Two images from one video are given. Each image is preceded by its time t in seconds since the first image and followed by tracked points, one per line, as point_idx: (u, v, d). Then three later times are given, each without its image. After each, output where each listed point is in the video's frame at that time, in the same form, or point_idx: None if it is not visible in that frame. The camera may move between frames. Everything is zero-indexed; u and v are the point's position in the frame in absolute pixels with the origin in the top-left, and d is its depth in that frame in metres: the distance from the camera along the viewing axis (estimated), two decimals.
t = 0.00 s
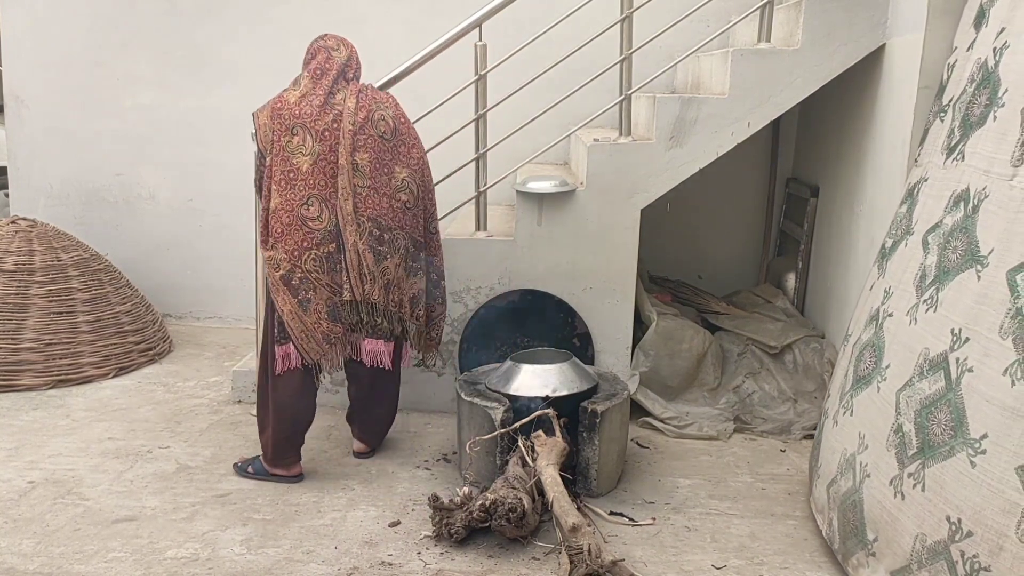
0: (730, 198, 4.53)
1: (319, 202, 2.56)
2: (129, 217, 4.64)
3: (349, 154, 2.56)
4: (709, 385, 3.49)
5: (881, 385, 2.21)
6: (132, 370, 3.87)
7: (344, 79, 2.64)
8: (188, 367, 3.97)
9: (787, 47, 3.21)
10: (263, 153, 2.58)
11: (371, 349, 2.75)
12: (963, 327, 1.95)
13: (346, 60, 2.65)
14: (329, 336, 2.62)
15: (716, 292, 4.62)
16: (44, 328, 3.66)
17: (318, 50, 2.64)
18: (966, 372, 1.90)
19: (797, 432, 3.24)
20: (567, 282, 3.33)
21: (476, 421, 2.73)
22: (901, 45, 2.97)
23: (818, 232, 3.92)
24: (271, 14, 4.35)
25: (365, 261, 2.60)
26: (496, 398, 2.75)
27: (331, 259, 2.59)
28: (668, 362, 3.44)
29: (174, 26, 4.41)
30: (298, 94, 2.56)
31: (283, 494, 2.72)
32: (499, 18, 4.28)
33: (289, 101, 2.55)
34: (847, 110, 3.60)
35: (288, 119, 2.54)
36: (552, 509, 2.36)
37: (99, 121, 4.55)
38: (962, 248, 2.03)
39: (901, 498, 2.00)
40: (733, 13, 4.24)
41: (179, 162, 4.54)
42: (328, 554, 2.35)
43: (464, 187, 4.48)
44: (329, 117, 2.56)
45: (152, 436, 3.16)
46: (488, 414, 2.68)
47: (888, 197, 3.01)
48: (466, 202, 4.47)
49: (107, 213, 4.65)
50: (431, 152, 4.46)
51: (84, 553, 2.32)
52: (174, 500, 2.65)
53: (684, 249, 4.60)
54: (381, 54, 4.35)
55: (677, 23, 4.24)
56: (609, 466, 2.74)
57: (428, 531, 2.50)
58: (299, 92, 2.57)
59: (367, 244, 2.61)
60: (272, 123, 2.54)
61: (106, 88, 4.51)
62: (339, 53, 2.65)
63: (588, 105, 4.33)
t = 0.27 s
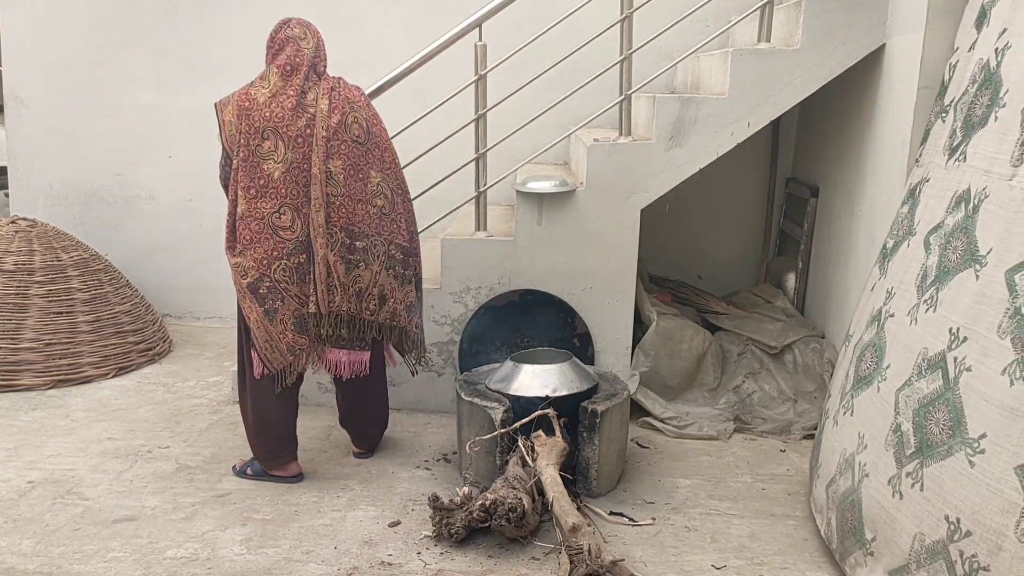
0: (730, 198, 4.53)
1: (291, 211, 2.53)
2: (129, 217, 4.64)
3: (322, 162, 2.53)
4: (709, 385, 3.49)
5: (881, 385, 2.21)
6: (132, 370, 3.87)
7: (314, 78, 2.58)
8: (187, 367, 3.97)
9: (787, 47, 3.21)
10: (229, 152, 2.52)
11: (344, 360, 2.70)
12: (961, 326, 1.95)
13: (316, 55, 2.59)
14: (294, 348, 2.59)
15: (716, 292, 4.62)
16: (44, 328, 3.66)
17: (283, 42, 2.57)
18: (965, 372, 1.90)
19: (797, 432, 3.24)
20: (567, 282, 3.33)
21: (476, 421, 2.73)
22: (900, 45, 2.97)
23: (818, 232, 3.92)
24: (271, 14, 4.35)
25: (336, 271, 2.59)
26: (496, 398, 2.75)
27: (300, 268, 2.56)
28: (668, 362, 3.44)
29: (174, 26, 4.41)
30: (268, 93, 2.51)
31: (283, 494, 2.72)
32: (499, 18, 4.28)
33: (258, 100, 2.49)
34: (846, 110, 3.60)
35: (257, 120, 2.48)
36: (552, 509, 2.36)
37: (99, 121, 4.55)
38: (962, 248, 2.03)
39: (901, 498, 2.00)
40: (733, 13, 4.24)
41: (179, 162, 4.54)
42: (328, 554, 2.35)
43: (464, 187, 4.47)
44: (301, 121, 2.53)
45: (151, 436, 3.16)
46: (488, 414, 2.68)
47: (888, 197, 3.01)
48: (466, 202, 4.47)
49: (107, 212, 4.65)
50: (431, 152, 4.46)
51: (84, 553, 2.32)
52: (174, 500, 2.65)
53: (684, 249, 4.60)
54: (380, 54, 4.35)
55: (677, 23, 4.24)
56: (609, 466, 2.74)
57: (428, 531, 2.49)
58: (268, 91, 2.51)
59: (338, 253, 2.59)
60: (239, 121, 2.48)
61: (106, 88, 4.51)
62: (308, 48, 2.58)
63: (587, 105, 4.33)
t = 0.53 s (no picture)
0: (730, 199, 4.53)
1: (282, 217, 2.52)
2: (129, 217, 4.64)
3: (311, 167, 2.53)
4: (710, 385, 3.49)
5: (882, 385, 2.21)
6: (132, 370, 3.87)
7: (296, 78, 2.56)
8: (188, 367, 3.97)
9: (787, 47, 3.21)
10: (212, 155, 2.47)
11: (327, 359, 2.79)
12: (961, 326, 1.95)
13: (295, 51, 2.58)
14: (284, 355, 2.59)
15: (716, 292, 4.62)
16: (44, 328, 3.66)
17: (261, 40, 2.53)
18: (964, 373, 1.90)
19: (797, 432, 3.24)
20: (567, 282, 3.33)
21: (476, 421, 2.73)
22: (900, 45, 2.97)
23: (818, 232, 3.92)
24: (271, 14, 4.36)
25: (325, 275, 2.61)
26: (496, 398, 2.75)
27: (289, 274, 2.56)
28: (668, 362, 3.44)
29: (174, 26, 4.41)
30: (254, 94, 2.47)
31: (284, 494, 2.72)
32: (499, 18, 4.28)
33: (242, 101, 2.45)
34: (846, 110, 3.60)
35: (243, 124, 2.44)
36: (552, 509, 2.36)
37: (99, 122, 4.55)
38: (963, 248, 2.03)
39: (900, 498, 2.00)
40: (733, 13, 4.24)
41: (179, 162, 4.54)
42: (328, 554, 2.35)
43: (464, 187, 4.48)
44: (288, 125, 2.51)
45: (152, 436, 3.16)
46: (488, 414, 2.68)
47: (888, 197, 3.01)
48: (466, 202, 4.47)
49: (107, 212, 4.65)
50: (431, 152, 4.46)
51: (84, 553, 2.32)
52: (174, 500, 2.65)
53: (685, 249, 4.60)
54: (380, 54, 4.35)
55: (677, 23, 4.24)
56: (609, 466, 2.74)
57: (428, 531, 2.49)
58: (252, 92, 2.48)
59: (325, 257, 2.62)
60: (224, 124, 2.44)
61: (106, 87, 4.51)
62: (287, 45, 2.56)
63: (587, 105, 4.33)
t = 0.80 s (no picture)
0: (730, 199, 4.53)
1: (282, 219, 2.53)
2: (129, 217, 4.64)
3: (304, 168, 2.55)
4: (710, 385, 3.49)
5: (885, 385, 2.20)
6: (132, 370, 3.87)
7: (284, 76, 2.53)
8: (188, 367, 3.97)
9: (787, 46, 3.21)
10: (208, 160, 2.43)
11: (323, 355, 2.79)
12: (961, 326, 1.95)
13: (278, 47, 2.56)
14: (294, 356, 2.62)
15: (716, 292, 4.62)
16: (44, 328, 3.66)
17: (245, 37, 2.50)
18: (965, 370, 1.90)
19: (797, 432, 3.24)
20: (567, 282, 3.33)
21: (476, 421, 2.73)
22: (900, 45, 2.97)
23: (818, 232, 3.92)
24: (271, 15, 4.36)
25: (325, 273, 2.64)
26: (496, 398, 2.75)
27: (293, 276, 2.58)
28: (668, 362, 3.44)
29: (174, 26, 4.41)
30: (246, 95, 2.44)
31: (284, 494, 2.72)
32: (498, 18, 4.28)
33: (236, 104, 2.42)
34: (846, 110, 3.60)
35: (239, 128, 2.42)
36: (552, 509, 2.36)
37: (99, 122, 4.55)
38: (963, 248, 2.03)
39: (901, 498, 2.00)
40: (733, 13, 4.24)
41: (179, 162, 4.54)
42: (328, 554, 2.35)
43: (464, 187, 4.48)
44: (283, 127, 2.50)
45: (152, 436, 3.15)
46: (488, 414, 2.68)
47: (888, 197, 3.01)
48: (466, 202, 4.47)
49: (107, 213, 4.65)
50: (431, 152, 4.46)
51: (84, 553, 2.32)
52: (174, 500, 2.65)
53: (685, 249, 4.60)
54: (380, 54, 4.35)
55: (677, 23, 4.24)
56: (609, 466, 2.74)
57: (428, 531, 2.49)
58: (244, 93, 2.44)
59: (323, 255, 2.64)
60: (218, 127, 2.41)
61: (106, 87, 4.51)
62: (272, 43, 2.54)
63: (587, 105, 4.33)
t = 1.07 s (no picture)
0: (729, 199, 4.54)
1: (266, 219, 2.58)
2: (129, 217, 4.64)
3: (278, 161, 2.61)
4: (710, 385, 3.49)
5: (887, 388, 2.24)
6: (132, 370, 3.85)
7: (267, 72, 2.38)
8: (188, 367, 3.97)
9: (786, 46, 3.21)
10: (194, 165, 2.21)
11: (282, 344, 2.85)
12: (964, 327, 1.99)
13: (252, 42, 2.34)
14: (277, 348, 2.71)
15: (716, 292, 4.62)
16: (43, 328, 3.70)
17: (221, 32, 2.24)
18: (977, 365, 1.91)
19: (797, 432, 3.24)
20: (567, 282, 3.33)
21: (476, 421, 2.73)
22: (900, 45, 2.96)
23: (818, 232, 3.92)
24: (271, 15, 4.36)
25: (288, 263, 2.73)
26: (496, 398, 2.75)
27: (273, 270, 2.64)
28: (668, 362, 3.44)
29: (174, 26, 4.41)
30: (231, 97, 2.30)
31: (286, 494, 2.72)
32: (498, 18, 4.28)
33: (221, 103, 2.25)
34: (846, 110, 3.59)
35: (224, 130, 2.31)
36: (552, 509, 2.36)
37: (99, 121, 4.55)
38: (967, 249, 2.06)
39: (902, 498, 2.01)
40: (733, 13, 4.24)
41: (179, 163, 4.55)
42: (328, 554, 2.35)
43: (464, 186, 4.48)
44: (266, 127, 2.45)
45: (152, 436, 3.16)
46: (488, 414, 2.68)
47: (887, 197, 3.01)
48: (466, 202, 4.47)
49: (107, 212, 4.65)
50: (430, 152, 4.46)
51: (85, 553, 2.32)
52: (174, 500, 2.65)
53: (684, 249, 4.60)
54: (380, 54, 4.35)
55: (677, 23, 4.24)
56: (609, 466, 2.74)
57: (428, 531, 2.49)
58: (226, 94, 2.29)
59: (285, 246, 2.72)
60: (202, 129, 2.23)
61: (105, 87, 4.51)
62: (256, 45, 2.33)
63: (587, 105, 4.34)
